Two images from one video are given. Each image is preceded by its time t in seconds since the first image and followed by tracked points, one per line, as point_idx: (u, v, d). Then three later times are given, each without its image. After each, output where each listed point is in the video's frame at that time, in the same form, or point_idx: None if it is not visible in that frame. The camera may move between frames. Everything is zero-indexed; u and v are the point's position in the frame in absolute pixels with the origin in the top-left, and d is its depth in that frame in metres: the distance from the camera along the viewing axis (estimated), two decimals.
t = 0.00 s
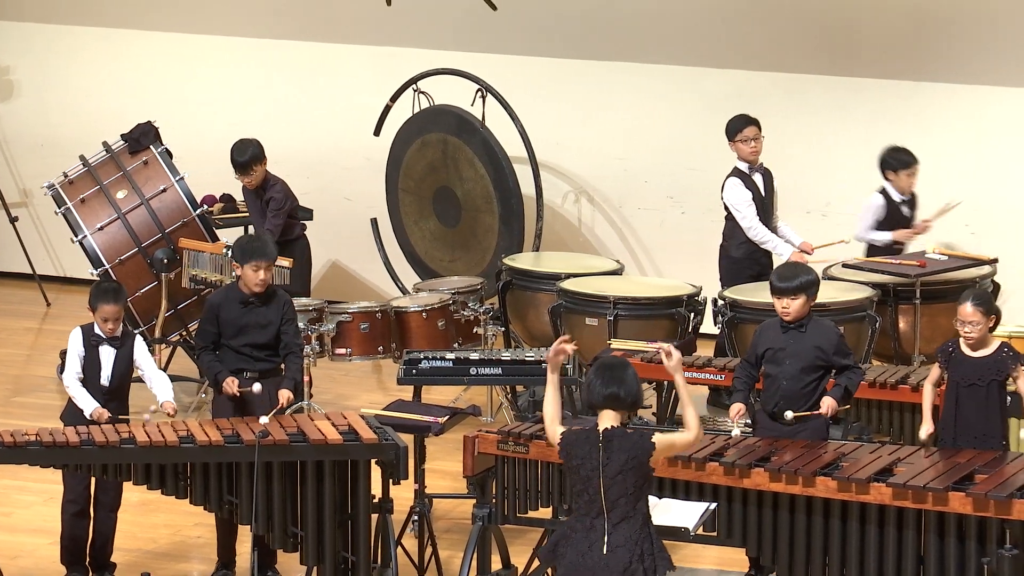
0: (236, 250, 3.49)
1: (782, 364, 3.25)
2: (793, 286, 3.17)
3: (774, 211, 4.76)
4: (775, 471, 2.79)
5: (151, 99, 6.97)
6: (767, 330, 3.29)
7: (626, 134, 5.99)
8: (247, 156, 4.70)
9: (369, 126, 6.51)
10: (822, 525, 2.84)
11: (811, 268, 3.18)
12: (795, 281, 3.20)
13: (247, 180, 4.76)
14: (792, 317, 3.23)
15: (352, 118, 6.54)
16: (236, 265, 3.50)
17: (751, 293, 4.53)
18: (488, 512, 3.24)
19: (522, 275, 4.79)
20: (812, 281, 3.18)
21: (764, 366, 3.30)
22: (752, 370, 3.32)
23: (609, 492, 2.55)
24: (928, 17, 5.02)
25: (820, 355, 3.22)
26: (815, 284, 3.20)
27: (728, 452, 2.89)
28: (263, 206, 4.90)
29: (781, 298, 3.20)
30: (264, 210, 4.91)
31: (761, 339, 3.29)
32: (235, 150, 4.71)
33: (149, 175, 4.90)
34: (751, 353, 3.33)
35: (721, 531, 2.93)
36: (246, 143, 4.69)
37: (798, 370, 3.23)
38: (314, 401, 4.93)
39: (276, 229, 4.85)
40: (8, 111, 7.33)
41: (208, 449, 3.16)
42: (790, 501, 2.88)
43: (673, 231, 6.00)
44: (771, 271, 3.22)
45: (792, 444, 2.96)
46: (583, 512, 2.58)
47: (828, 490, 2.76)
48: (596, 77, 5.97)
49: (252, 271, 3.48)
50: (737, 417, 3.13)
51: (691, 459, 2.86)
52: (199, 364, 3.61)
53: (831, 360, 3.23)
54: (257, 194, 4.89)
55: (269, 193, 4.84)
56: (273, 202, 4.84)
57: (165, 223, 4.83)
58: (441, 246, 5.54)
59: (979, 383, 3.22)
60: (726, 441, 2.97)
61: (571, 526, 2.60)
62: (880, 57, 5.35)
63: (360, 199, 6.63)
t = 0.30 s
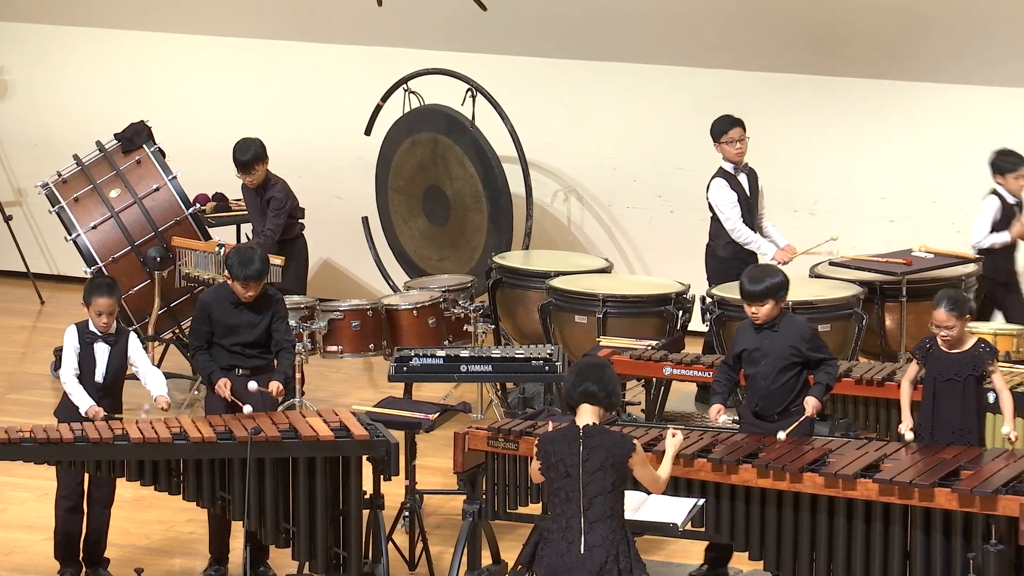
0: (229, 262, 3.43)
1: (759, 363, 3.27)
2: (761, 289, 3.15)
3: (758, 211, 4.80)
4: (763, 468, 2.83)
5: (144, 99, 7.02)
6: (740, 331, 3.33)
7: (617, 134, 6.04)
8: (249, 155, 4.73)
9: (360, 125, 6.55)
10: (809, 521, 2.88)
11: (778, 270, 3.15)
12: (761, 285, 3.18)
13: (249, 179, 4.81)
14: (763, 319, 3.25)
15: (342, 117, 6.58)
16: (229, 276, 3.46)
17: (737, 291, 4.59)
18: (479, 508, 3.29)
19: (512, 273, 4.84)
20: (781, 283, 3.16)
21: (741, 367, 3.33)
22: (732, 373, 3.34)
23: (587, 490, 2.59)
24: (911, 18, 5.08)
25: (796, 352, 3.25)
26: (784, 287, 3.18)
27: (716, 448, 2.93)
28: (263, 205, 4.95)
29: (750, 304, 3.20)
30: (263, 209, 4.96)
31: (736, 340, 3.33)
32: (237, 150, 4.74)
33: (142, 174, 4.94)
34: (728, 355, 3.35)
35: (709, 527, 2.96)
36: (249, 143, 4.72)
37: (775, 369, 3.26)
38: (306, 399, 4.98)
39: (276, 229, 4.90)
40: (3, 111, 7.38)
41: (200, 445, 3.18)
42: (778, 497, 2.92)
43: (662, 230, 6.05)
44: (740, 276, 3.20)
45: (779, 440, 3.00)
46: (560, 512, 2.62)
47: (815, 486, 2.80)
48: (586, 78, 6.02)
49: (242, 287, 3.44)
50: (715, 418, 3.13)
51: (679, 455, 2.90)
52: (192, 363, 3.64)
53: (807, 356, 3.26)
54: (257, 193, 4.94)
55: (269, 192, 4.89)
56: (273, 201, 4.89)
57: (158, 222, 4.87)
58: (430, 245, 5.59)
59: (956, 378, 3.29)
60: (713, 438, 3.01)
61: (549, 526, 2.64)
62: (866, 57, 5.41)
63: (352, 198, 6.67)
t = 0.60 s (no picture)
0: (218, 247, 3.47)
1: (726, 360, 3.31)
2: (718, 286, 3.17)
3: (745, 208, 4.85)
4: (750, 463, 2.85)
5: (137, 96, 7.05)
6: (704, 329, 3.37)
7: (607, 132, 6.08)
8: (250, 152, 4.80)
9: (351, 123, 6.59)
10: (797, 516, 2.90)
11: (732, 265, 3.18)
12: (719, 282, 3.21)
13: (252, 175, 4.86)
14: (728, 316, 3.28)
15: (334, 115, 6.62)
16: (220, 262, 3.49)
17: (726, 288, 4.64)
18: (470, 503, 3.32)
19: (502, 269, 4.88)
20: (736, 276, 3.18)
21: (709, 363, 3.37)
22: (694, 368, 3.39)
23: (566, 483, 2.62)
24: (897, 15, 5.13)
25: (761, 346, 3.29)
26: (740, 279, 3.20)
27: (704, 444, 2.95)
28: (261, 204, 4.99)
29: (713, 303, 3.22)
30: (261, 208, 5.00)
31: (701, 338, 3.37)
32: (237, 147, 4.80)
33: (135, 171, 4.98)
34: (694, 352, 3.39)
35: (697, 522, 2.99)
36: (248, 140, 4.80)
37: (741, 363, 3.30)
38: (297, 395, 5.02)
39: (276, 228, 4.95)
40: None
41: (193, 441, 3.19)
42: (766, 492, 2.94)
43: (651, 228, 6.09)
44: (697, 275, 3.22)
45: (767, 436, 3.02)
46: (538, 505, 2.65)
47: (802, 481, 2.82)
48: (576, 76, 6.06)
49: (235, 267, 3.47)
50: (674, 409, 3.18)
51: (667, 450, 2.92)
52: (182, 360, 3.61)
53: (772, 349, 3.29)
54: (256, 192, 4.99)
55: (268, 191, 4.94)
56: (272, 200, 4.94)
57: (150, 219, 4.91)
58: (417, 242, 5.62)
59: (935, 372, 3.37)
60: (702, 433, 3.03)
61: (528, 521, 2.67)
62: (853, 55, 5.45)
63: (343, 196, 6.70)
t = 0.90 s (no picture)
0: (205, 234, 3.56)
1: (706, 354, 3.37)
2: (703, 279, 3.22)
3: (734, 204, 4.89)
4: (739, 457, 2.89)
5: (131, 95, 7.09)
6: (684, 322, 3.41)
7: (598, 130, 6.12)
8: (252, 149, 4.84)
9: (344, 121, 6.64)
10: (785, 510, 2.94)
11: (714, 259, 3.23)
12: (701, 277, 3.25)
13: (253, 172, 4.91)
14: (710, 308, 3.32)
15: (326, 113, 6.66)
16: (210, 249, 3.57)
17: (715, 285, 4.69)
18: (461, 497, 3.38)
19: (493, 267, 4.92)
20: (719, 271, 3.24)
21: (687, 357, 3.43)
22: (675, 360, 3.46)
23: (550, 476, 2.67)
24: (883, 16, 5.18)
25: (741, 341, 3.36)
26: (723, 273, 3.25)
27: (693, 438, 2.99)
28: (261, 203, 5.05)
29: (698, 295, 3.27)
30: (260, 206, 5.05)
31: (680, 332, 3.42)
32: (239, 145, 4.84)
33: (129, 169, 5.03)
34: (673, 347, 3.45)
35: (687, 516, 3.03)
36: (252, 138, 4.83)
37: (721, 357, 3.36)
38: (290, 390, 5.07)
39: (277, 227, 5.01)
40: None
41: (187, 436, 3.24)
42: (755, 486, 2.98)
43: (642, 225, 6.14)
44: (679, 271, 3.26)
45: (756, 430, 3.05)
46: (524, 499, 2.70)
47: (790, 475, 2.86)
48: (567, 74, 6.11)
49: (227, 246, 3.56)
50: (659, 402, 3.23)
51: (656, 445, 2.98)
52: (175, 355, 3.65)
53: (751, 344, 3.36)
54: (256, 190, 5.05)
55: (268, 189, 5.01)
56: (273, 198, 5.01)
57: (145, 217, 4.95)
58: (408, 239, 5.66)
59: (918, 367, 3.41)
60: (691, 429, 3.07)
61: (514, 514, 2.71)
62: (840, 53, 5.50)
63: (335, 193, 6.75)
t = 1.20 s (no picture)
0: (191, 233, 3.58)
1: (706, 351, 3.38)
2: (709, 274, 3.27)
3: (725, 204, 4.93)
4: (729, 453, 2.90)
5: (125, 93, 7.13)
6: (686, 318, 3.43)
7: (589, 128, 6.16)
8: (252, 147, 4.88)
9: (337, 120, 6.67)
10: (774, 505, 2.96)
11: (722, 256, 3.27)
12: (708, 272, 3.30)
13: (252, 170, 4.95)
14: (712, 304, 3.35)
15: (319, 111, 6.70)
16: (196, 247, 3.60)
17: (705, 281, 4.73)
18: (453, 493, 3.40)
19: (484, 263, 4.97)
20: (726, 267, 3.28)
21: (686, 353, 3.44)
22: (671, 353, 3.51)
23: (539, 473, 2.69)
24: (867, 16, 5.24)
25: (741, 340, 3.37)
26: (729, 270, 3.30)
27: (683, 434, 3.00)
28: (259, 201, 5.09)
29: (701, 288, 3.31)
30: (257, 204, 5.10)
31: (681, 328, 3.44)
32: (239, 143, 4.88)
33: (123, 167, 5.07)
34: (672, 340, 3.48)
35: (677, 510, 3.04)
36: (252, 136, 4.87)
37: (721, 355, 3.37)
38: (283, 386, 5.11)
39: (278, 225, 5.06)
40: None
41: (180, 432, 3.25)
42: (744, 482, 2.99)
43: (633, 223, 6.18)
44: (685, 265, 3.31)
45: (745, 426, 3.07)
46: (513, 497, 2.71)
47: (780, 471, 2.87)
48: (559, 73, 6.14)
49: (212, 243, 3.59)
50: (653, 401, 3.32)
51: (646, 440, 2.98)
52: (166, 354, 3.68)
53: (751, 343, 3.37)
54: (253, 188, 5.09)
55: (267, 188, 5.06)
56: (271, 196, 5.06)
57: (139, 214, 4.99)
58: (402, 237, 5.70)
59: (903, 364, 3.43)
60: (681, 425, 3.09)
61: (504, 511, 2.73)
62: (828, 52, 5.55)
63: (328, 191, 6.79)
